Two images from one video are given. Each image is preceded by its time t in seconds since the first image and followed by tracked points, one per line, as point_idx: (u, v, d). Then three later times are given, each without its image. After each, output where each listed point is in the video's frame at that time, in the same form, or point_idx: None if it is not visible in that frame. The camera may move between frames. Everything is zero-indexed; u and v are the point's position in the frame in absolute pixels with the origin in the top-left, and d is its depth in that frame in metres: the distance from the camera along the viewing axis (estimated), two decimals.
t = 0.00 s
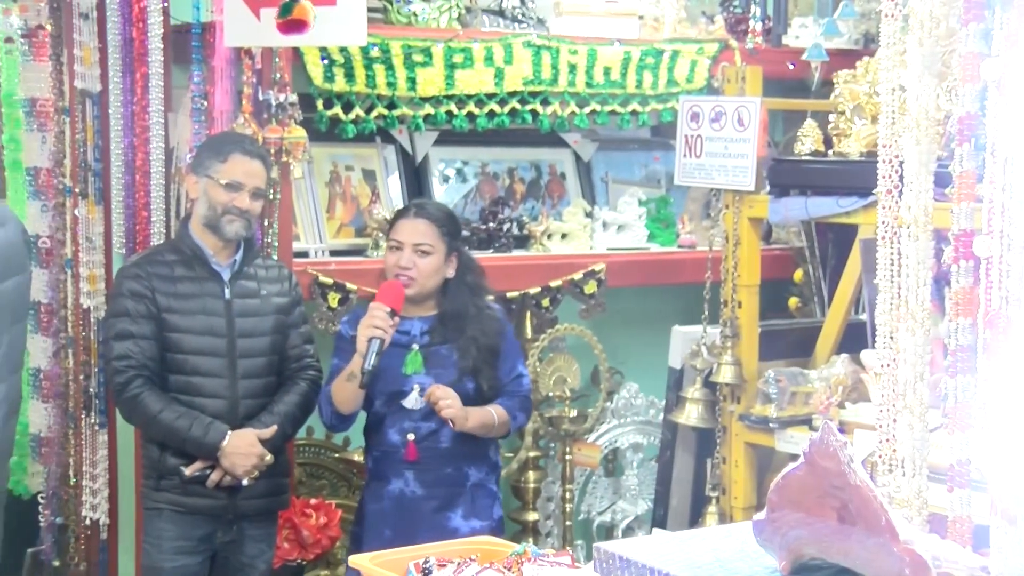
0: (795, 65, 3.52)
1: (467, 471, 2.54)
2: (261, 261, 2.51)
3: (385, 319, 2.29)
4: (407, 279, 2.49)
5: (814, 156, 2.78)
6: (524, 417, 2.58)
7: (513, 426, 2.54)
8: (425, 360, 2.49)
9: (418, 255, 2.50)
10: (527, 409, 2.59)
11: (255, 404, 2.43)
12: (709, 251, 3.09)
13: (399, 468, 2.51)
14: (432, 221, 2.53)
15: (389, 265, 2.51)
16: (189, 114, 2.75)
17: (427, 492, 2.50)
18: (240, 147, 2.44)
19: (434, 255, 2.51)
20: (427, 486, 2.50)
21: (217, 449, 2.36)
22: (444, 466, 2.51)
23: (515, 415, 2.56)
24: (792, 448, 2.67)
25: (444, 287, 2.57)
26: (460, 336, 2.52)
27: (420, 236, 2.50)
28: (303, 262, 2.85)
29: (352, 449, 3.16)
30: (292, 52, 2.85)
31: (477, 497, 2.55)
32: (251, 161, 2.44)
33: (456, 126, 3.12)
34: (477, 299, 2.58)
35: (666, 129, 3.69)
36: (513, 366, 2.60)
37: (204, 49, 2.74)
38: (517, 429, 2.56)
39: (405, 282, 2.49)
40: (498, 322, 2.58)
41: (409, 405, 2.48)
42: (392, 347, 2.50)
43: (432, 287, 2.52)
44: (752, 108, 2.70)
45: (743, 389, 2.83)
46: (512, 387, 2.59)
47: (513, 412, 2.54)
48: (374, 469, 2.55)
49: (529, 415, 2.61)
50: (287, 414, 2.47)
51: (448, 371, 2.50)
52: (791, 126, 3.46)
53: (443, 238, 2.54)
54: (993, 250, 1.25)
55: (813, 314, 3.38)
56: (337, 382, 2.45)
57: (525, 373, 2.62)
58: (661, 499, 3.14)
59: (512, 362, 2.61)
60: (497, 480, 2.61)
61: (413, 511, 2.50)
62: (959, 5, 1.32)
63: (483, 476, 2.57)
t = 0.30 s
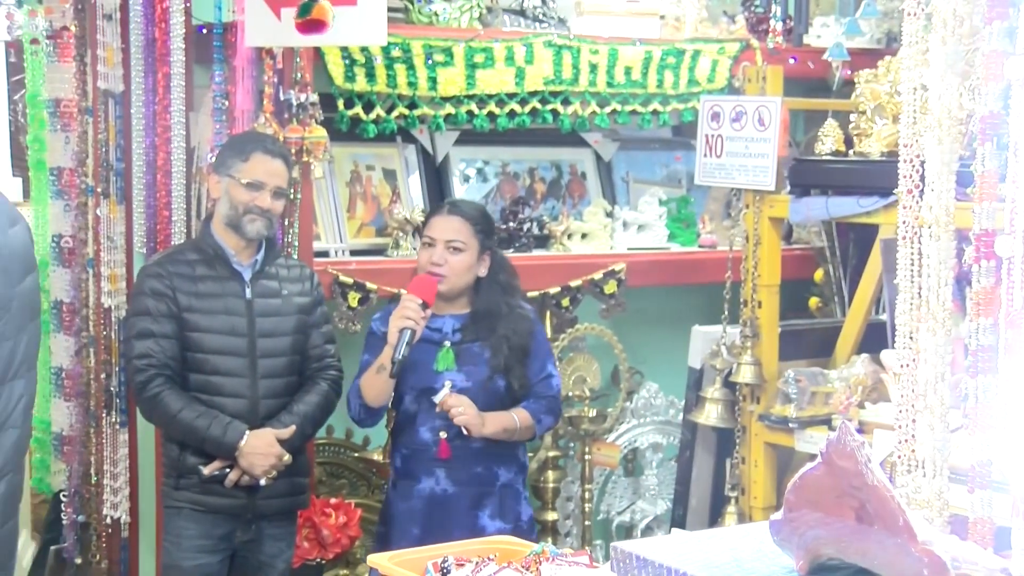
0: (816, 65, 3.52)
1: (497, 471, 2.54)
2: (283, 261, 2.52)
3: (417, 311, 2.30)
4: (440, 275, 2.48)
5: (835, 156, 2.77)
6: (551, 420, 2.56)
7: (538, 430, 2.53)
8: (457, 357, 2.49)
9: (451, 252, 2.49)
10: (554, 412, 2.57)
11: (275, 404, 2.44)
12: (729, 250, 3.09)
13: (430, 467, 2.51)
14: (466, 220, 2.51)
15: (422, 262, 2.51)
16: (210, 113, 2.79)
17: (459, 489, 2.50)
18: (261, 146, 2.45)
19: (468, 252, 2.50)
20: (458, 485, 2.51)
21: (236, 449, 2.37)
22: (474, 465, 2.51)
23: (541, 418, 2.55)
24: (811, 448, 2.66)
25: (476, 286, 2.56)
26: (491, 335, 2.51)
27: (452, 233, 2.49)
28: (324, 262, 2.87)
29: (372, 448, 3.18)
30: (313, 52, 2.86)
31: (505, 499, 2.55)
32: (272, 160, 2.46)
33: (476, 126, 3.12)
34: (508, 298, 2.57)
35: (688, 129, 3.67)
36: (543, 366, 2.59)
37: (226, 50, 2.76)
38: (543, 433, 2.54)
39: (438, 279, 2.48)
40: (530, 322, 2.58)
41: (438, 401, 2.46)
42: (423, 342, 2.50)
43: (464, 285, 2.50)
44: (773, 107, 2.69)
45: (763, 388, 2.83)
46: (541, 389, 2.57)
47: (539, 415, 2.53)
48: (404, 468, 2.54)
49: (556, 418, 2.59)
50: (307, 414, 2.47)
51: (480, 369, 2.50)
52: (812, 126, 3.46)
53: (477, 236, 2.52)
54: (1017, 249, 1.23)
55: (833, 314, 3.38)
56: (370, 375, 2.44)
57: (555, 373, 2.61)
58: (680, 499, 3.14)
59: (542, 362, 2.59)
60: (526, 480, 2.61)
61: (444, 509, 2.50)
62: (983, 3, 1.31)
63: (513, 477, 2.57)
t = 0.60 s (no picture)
0: (820, 65, 3.53)
1: (521, 468, 2.52)
2: (288, 260, 2.52)
3: (442, 310, 2.30)
4: (468, 271, 2.47)
5: (840, 156, 2.77)
6: (577, 416, 2.54)
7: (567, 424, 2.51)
8: (480, 355, 2.47)
9: (475, 247, 2.48)
10: (580, 407, 2.55)
11: (281, 404, 2.44)
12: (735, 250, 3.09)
13: (454, 464, 2.48)
14: (487, 215, 2.51)
15: (446, 261, 2.50)
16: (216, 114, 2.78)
17: (483, 486, 2.49)
18: (264, 145, 2.45)
19: (491, 246, 2.49)
20: (481, 482, 2.49)
21: (241, 449, 2.37)
22: (499, 464, 2.49)
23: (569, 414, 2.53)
24: (817, 448, 2.66)
25: (500, 281, 2.54)
26: (514, 333, 2.49)
27: (475, 228, 2.48)
28: (329, 262, 2.87)
29: (377, 448, 3.19)
30: (318, 52, 2.86)
31: (526, 496, 2.53)
32: (275, 159, 2.46)
33: (480, 126, 3.14)
34: (533, 292, 2.55)
35: (692, 129, 3.69)
36: (566, 363, 2.57)
37: (230, 50, 2.77)
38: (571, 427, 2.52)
39: (465, 275, 2.47)
40: (553, 319, 2.56)
41: (465, 399, 2.46)
42: (448, 341, 2.48)
43: (491, 279, 2.50)
44: (777, 108, 2.69)
45: (768, 389, 2.82)
46: (564, 386, 2.55)
47: (567, 410, 2.51)
48: (425, 466, 2.51)
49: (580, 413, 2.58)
50: (313, 414, 2.47)
51: (505, 367, 2.48)
52: (817, 126, 3.47)
53: (499, 229, 2.52)
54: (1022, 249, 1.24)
55: (838, 314, 3.38)
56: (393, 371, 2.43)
57: (577, 370, 2.58)
58: (686, 499, 3.14)
59: (564, 360, 2.57)
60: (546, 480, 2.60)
61: (466, 507, 2.49)
62: (989, 1, 1.30)
63: (534, 475, 2.55)
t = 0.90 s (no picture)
0: (821, 66, 3.54)
1: (530, 467, 2.51)
2: (290, 261, 2.52)
3: (454, 310, 2.29)
4: (481, 271, 2.47)
5: (841, 156, 2.77)
6: (583, 405, 2.52)
7: (573, 410, 2.48)
8: (491, 354, 2.47)
9: (486, 246, 2.48)
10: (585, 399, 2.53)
11: (283, 405, 2.44)
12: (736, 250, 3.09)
13: (465, 462, 2.47)
14: (493, 213, 2.51)
15: (459, 263, 2.50)
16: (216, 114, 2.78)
17: (494, 485, 2.48)
18: (265, 145, 2.45)
19: (501, 244, 2.49)
20: (492, 481, 2.48)
21: (244, 450, 2.37)
22: (509, 462, 2.49)
23: (575, 402, 2.50)
24: (817, 449, 2.65)
25: (511, 277, 2.54)
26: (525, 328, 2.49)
27: (483, 228, 2.48)
28: (330, 263, 2.88)
29: (377, 448, 3.19)
30: (319, 52, 2.87)
31: (536, 496, 2.52)
32: (276, 160, 2.46)
33: (482, 126, 3.13)
34: (542, 286, 2.55)
35: (694, 129, 3.68)
36: (572, 357, 2.56)
37: (231, 50, 2.77)
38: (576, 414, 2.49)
39: (479, 276, 2.48)
40: (561, 314, 2.57)
41: (475, 397, 2.45)
42: (458, 340, 2.47)
43: (504, 278, 2.50)
44: (779, 108, 2.69)
45: (769, 389, 2.82)
46: (568, 375, 2.53)
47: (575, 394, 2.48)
48: (436, 464, 2.50)
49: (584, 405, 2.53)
50: (315, 414, 2.47)
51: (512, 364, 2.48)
52: (818, 126, 3.48)
53: (506, 226, 2.52)
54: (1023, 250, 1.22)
55: (839, 314, 3.38)
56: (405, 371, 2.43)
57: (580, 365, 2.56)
58: (687, 500, 3.14)
59: (568, 355, 2.55)
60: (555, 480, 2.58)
61: (479, 507, 2.48)
62: (990, 2, 1.30)
63: (544, 475, 2.54)
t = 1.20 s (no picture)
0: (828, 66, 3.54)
1: (534, 468, 2.51)
2: (297, 261, 2.53)
3: (456, 309, 2.28)
4: (487, 273, 2.47)
5: (848, 156, 2.77)
6: (576, 411, 2.49)
7: (562, 417, 2.46)
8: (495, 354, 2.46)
9: (492, 249, 2.48)
10: (581, 404, 2.50)
11: (290, 405, 2.45)
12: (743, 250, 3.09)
13: (467, 462, 2.48)
14: (502, 216, 2.50)
15: (466, 264, 2.50)
16: (222, 114, 2.80)
17: (496, 485, 2.48)
18: (274, 145, 2.45)
19: (508, 246, 2.49)
20: (494, 481, 2.48)
21: (251, 450, 2.38)
22: (511, 462, 2.49)
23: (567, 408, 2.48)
24: (824, 449, 2.67)
25: (520, 278, 2.53)
26: (529, 330, 2.49)
27: (491, 230, 2.48)
28: (337, 263, 2.88)
29: (384, 448, 3.19)
30: (326, 52, 2.87)
31: (539, 497, 2.52)
32: (285, 160, 2.46)
33: (488, 126, 3.14)
34: (550, 288, 2.54)
35: (700, 129, 3.68)
36: (577, 360, 2.53)
37: (238, 50, 2.77)
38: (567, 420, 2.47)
39: (486, 277, 2.47)
40: (569, 316, 2.54)
41: (477, 396, 2.45)
42: (465, 339, 2.48)
43: (511, 279, 2.50)
44: (785, 108, 2.69)
45: (776, 390, 2.82)
46: (569, 380, 2.50)
47: (566, 402, 2.46)
48: (441, 463, 2.51)
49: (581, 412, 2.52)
50: (322, 415, 2.48)
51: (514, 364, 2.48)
52: (825, 126, 3.48)
53: (516, 229, 2.51)
54: None
55: (846, 314, 3.39)
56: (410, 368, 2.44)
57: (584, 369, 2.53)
58: (694, 500, 3.14)
59: (573, 357, 2.53)
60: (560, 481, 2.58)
61: (481, 506, 2.48)
62: (999, 2, 1.30)
63: (548, 476, 2.54)
